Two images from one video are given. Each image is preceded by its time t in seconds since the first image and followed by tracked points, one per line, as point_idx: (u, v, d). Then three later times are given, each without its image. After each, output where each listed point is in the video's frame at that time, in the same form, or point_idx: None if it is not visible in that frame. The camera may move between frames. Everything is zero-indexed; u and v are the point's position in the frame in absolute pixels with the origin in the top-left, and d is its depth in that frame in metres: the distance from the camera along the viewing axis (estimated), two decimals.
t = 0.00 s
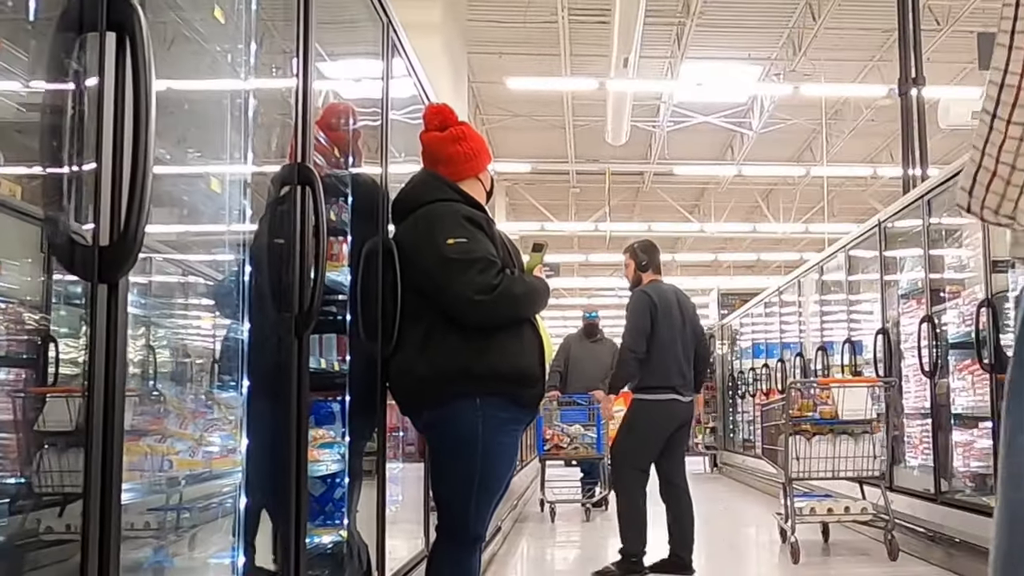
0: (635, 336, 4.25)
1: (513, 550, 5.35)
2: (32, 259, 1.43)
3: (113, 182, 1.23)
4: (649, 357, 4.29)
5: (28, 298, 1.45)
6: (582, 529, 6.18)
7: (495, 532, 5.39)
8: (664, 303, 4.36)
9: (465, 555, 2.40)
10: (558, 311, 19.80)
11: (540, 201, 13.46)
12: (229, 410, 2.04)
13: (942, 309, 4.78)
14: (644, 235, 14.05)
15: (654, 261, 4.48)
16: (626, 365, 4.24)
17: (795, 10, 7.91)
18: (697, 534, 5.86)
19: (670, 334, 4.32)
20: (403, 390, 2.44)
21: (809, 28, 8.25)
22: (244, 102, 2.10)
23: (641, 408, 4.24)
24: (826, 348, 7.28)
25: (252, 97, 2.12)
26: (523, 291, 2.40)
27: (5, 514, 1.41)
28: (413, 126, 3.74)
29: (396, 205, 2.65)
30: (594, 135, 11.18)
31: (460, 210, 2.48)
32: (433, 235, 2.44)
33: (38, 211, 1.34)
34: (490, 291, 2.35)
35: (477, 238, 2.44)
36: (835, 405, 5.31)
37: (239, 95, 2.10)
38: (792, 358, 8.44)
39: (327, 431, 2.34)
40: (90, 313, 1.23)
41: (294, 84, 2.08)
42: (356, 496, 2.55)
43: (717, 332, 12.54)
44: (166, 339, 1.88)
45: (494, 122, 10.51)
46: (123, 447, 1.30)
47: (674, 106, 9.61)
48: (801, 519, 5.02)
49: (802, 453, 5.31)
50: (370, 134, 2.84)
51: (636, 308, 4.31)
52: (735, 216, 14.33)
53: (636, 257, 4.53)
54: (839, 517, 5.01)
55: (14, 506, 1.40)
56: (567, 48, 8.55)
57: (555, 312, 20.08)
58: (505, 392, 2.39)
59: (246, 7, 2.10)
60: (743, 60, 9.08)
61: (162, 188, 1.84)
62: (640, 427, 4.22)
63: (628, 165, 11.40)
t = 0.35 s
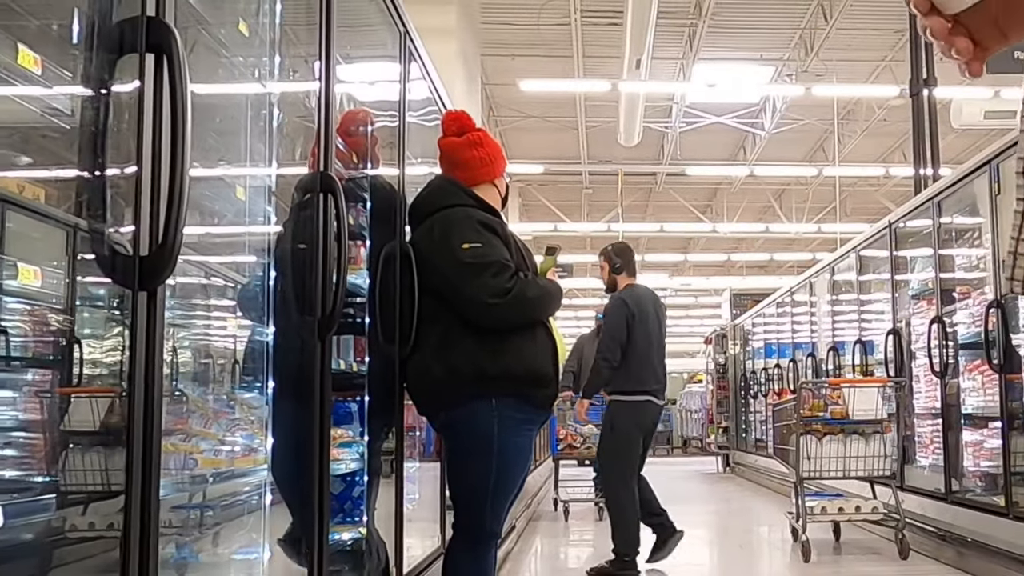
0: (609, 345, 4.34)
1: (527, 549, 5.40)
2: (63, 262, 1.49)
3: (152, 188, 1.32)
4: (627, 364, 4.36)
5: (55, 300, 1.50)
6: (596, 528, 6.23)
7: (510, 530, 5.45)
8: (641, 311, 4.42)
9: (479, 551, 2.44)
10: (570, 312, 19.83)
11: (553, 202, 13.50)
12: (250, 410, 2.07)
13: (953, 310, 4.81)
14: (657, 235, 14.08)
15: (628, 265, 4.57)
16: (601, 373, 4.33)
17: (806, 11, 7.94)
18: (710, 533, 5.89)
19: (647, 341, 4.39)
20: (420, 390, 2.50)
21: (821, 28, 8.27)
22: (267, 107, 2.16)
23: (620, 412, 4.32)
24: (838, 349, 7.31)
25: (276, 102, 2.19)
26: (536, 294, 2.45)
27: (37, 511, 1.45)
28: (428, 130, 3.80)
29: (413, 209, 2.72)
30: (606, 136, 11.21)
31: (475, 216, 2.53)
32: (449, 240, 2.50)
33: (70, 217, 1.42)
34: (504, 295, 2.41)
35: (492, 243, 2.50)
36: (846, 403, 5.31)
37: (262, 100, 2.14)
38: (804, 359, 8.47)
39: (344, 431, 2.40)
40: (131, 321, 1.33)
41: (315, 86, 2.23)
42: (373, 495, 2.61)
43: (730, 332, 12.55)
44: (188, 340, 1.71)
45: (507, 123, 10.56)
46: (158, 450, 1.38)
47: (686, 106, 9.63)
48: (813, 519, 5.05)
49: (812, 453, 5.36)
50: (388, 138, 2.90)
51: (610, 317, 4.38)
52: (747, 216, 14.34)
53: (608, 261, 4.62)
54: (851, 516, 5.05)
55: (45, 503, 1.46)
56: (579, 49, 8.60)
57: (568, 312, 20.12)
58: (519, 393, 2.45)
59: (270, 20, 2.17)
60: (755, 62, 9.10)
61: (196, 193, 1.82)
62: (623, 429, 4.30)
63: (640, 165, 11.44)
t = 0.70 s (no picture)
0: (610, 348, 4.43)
1: (531, 549, 5.41)
2: (72, 263, 1.51)
3: (163, 190, 1.35)
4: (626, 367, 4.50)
5: (64, 301, 1.52)
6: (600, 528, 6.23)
7: (514, 530, 5.46)
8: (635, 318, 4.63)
9: (483, 551, 2.44)
10: (574, 312, 19.82)
11: (558, 202, 13.51)
12: (257, 409, 2.10)
13: (956, 310, 4.82)
14: (661, 236, 14.09)
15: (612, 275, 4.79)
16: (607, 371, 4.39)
17: (811, 11, 7.94)
18: (714, 533, 5.89)
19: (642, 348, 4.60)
20: (426, 390, 2.52)
21: (824, 28, 8.27)
22: (275, 109, 2.19)
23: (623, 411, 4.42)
24: (841, 348, 7.31)
25: (284, 104, 2.22)
26: (541, 295, 2.47)
27: (47, 510, 1.47)
28: (432, 130, 3.81)
29: (419, 209, 2.74)
30: (611, 136, 11.22)
31: (481, 217, 2.55)
32: (455, 241, 2.52)
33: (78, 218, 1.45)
34: (509, 296, 2.43)
35: (497, 244, 2.52)
36: (849, 405, 5.35)
37: (269, 101, 2.18)
38: (807, 358, 8.47)
39: (350, 432, 2.41)
40: (142, 322, 1.35)
41: (321, 88, 2.22)
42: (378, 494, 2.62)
43: (734, 333, 12.55)
44: (194, 341, 1.71)
45: (512, 123, 10.57)
46: (168, 449, 1.40)
47: (691, 106, 9.63)
48: (816, 518, 5.06)
49: (816, 453, 5.35)
50: (394, 139, 2.93)
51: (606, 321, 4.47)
52: (750, 216, 14.34)
53: (592, 271, 4.83)
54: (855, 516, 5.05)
55: (54, 502, 1.47)
56: (584, 50, 8.61)
57: (572, 313, 20.12)
58: (524, 393, 2.46)
59: (278, 24, 2.19)
60: (758, 61, 9.10)
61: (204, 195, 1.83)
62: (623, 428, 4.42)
63: (645, 165, 11.45)
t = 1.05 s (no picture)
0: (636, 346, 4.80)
1: (530, 549, 5.41)
2: (70, 262, 1.50)
3: (159, 189, 1.34)
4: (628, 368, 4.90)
5: (62, 301, 1.51)
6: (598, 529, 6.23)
7: (512, 530, 5.46)
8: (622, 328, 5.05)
9: (484, 551, 2.44)
10: (573, 312, 19.81)
11: (556, 201, 13.51)
12: (256, 410, 2.12)
13: (955, 310, 4.82)
14: (660, 236, 14.09)
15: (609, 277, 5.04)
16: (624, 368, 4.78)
17: (810, 11, 7.94)
18: (712, 533, 5.89)
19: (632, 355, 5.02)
20: (424, 390, 2.51)
21: (824, 28, 8.26)
22: (272, 108, 2.19)
23: (644, 406, 4.77)
24: (840, 348, 7.32)
25: (281, 104, 2.22)
26: (539, 295, 2.46)
27: (43, 511, 1.47)
28: (430, 130, 3.80)
29: (418, 209, 2.74)
30: (610, 136, 11.22)
31: (479, 217, 2.54)
32: (453, 241, 2.51)
33: (75, 218, 1.43)
34: (508, 295, 2.42)
35: (495, 243, 2.51)
36: (849, 405, 5.34)
37: (267, 101, 2.17)
38: (806, 358, 8.47)
39: (349, 432, 2.41)
40: (139, 321, 1.33)
41: (320, 87, 2.21)
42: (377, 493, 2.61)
43: (733, 333, 12.54)
44: (192, 341, 1.70)
45: (511, 122, 10.56)
46: (165, 450, 1.39)
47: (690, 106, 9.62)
48: (815, 518, 5.06)
49: (815, 453, 5.36)
50: (393, 139, 2.93)
51: (628, 320, 4.83)
52: (749, 216, 14.34)
53: (593, 272, 5.02)
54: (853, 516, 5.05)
55: (52, 502, 1.47)
56: (582, 49, 8.60)
57: (571, 313, 20.12)
58: (523, 393, 2.46)
59: (275, 23, 2.18)
60: (757, 61, 9.09)
61: (201, 194, 1.83)
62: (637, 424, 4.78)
63: (643, 165, 11.45)
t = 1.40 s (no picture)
0: (653, 350, 4.98)
1: (530, 549, 5.41)
2: (70, 261, 1.50)
3: (158, 189, 1.34)
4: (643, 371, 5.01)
5: (62, 301, 1.51)
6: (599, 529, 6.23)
7: (512, 530, 5.45)
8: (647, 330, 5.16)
9: (484, 551, 2.44)
10: (573, 312, 19.82)
11: (556, 201, 13.51)
12: (256, 410, 2.11)
13: (955, 310, 4.82)
14: (659, 236, 14.10)
15: (634, 281, 5.14)
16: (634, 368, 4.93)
17: (809, 11, 7.95)
18: (712, 533, 5.89)
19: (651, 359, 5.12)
20: (423, 389, 2.51)
21: (823, 28, 8.26)
22: (272, 108, 2.18)
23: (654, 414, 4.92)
24: (839, 348, 7.32)
25: (280, 103, 2.22)
26: (538, 295, 2.46)
27: (42, 511, 1.48)
28: (430, 130, 3.80)
29: (417, 208, 2.74)
30: (610, 136, 11.22)
31: (479, 216, 2.54)
32: (452, 241, 2.51)
33: (75, 218, 1.44)
34: (507, 295, 2.42)
35: (494, 243, 2.51)
36: (849, 404, 5.29)
37: (267, 100, 2.17)
38: (806, 358, 8.47)
39: (349, 433, 2.42)
40: (138, 321, 1.33)
41: (319, 87, 2.22)
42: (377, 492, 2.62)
43: (733, 333, 12.54)
44: (191, 341, 1.70)
45: (511, 123, 10.55)
46: (165, 450, 1.39)
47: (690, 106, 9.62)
48: (815, 518, 5.06)
49: (815, 452, 5.35)
50: (394, 138, 2.93)
51: (652, 326, 5.01)
52: (749, 216, 14.34)
53: (620, 274, 5.12)
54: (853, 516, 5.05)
55: (51, 502, 1.47)
56: (582, 49, 8.60)
57: (571, 313, 20.13)
58: (523, 393, 2.46)
59: (275, 22, 2.18)
60: (757, 61, 9.09)
61: (201, 194, 1.84)
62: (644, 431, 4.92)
63: (643, 166, 11.45)
